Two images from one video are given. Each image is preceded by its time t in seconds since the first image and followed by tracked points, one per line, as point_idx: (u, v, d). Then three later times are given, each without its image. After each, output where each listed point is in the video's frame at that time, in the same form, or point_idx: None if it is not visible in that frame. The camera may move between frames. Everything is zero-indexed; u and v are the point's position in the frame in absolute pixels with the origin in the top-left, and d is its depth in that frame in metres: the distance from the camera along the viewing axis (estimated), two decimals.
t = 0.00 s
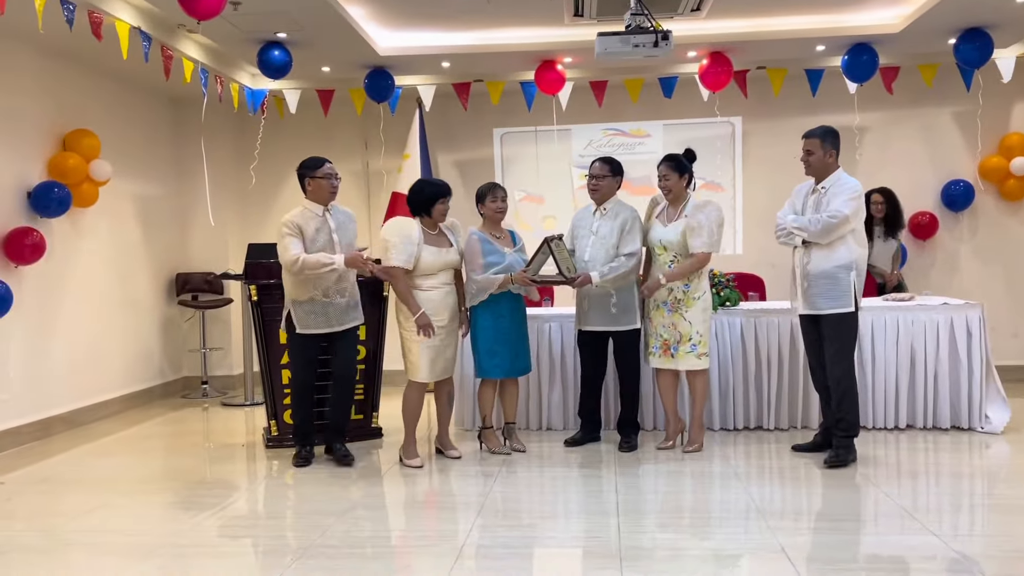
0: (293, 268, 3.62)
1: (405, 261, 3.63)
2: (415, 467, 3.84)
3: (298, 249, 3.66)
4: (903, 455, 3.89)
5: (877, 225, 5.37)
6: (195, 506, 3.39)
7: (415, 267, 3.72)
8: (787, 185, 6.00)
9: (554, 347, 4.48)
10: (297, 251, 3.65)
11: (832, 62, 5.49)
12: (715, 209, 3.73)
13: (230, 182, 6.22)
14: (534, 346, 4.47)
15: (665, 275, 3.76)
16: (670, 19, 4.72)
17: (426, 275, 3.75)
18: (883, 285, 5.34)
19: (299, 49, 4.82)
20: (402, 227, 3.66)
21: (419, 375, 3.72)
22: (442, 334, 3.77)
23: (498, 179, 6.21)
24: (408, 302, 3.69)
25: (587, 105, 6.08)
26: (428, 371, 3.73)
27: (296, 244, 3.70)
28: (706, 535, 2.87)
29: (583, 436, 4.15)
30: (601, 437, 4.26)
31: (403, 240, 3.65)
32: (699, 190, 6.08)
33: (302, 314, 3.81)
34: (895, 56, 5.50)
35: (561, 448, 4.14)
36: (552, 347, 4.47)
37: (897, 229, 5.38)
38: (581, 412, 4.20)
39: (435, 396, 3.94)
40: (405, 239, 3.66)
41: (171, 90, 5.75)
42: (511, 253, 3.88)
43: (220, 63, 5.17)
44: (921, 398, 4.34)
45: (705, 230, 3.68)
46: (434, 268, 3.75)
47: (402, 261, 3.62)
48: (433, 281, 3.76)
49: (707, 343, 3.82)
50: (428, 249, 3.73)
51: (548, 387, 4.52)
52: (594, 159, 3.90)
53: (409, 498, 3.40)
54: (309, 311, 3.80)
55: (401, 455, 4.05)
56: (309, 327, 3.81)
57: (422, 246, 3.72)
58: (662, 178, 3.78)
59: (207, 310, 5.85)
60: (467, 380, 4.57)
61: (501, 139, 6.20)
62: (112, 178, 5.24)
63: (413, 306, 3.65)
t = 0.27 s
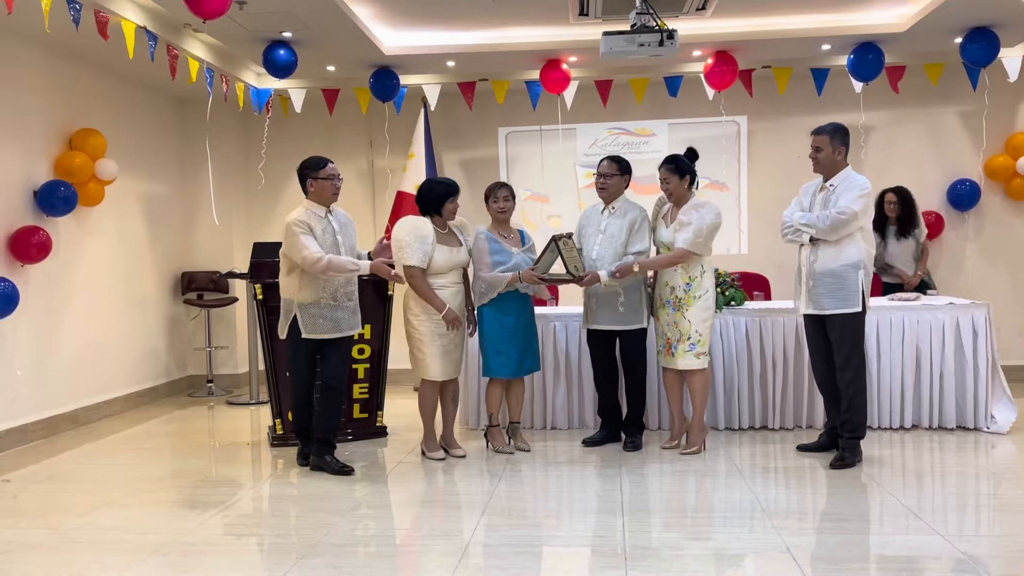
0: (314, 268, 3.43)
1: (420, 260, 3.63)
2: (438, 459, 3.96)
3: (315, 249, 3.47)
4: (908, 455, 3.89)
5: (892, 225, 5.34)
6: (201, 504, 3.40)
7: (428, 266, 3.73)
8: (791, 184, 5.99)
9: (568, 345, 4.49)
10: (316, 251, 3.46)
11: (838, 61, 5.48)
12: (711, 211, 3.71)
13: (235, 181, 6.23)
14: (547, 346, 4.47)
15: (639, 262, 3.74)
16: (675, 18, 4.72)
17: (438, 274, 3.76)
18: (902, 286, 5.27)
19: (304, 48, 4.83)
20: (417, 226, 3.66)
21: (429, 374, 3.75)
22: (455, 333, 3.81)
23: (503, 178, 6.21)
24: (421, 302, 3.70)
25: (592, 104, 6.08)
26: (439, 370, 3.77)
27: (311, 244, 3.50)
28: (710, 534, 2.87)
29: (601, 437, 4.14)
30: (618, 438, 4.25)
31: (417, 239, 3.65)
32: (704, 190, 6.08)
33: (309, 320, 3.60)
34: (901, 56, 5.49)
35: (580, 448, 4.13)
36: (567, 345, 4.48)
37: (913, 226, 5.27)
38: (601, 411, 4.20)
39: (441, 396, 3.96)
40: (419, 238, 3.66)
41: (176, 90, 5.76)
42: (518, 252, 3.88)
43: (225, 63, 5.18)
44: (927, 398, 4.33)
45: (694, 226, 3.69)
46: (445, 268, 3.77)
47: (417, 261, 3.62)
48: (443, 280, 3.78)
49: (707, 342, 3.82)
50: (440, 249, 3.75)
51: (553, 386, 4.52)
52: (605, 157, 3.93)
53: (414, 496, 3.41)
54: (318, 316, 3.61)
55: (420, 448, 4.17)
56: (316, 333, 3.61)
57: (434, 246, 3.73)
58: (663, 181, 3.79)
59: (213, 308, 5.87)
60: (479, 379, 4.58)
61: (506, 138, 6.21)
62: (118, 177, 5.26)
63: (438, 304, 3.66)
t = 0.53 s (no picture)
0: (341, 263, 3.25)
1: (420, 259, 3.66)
2: (441, 459, 3.97)
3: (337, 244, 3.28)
4: (911, 456, 3.89)
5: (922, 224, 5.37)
6: (204, 503, 3.40)
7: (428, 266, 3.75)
8: (794, 185, 5.99)
9: (570, 346, 4.49)
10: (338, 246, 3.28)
11: (841, 62, 5.47)
12: (705, 212, 3.73)
13: (238, 181, 6.24)
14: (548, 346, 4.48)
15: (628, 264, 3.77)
16: (678, 19, 4.72)
17: (438, 274, 3.78)
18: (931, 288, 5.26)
19: (307, 48, 4.83)
20: (418, 226, 3.69)
21: (426, 373, 3.77)
22: (454, 334, 3.82)
23: (506, 179, 6.21)
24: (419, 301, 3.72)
25: (595, 105, 6.08)
26: (436, 369, 3.78)
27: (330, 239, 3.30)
28: (713, 535, 2.87)
29: (603, 438, 4.14)
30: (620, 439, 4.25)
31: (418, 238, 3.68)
32: (707, 190, 6.07)
33: (327, 317, 3.39)
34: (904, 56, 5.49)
35: (582, 448, 4.13)
36: (570, 346, 4.47)
37: (944, 224, 5.29)
38: (602, 412, 4.20)
39: (442, 396, 3.96)
40: (420, 238, 3.69)
41: (179, 90, 5.77)
42: (524, 254, 3.90)
43: (229, 63, 5.19)
44: (929, 399, 4.32)
45: (686, 225, 3.71)
46: (445, 268, 3.78)
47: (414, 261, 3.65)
48: (444, 280, 3.80)
49: (708, 344, 3.79)
50: (441, 248, 3.77)
51: (556, 387, 4.52)
52: (599, 160, 3.91)
53: (417, 496, 3.41)
54: (332, 314, 3.41)
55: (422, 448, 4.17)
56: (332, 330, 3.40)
57: (434, 245, 3.75)
58: (666, 178, 3.80)
59: (215, 308, 5.88)
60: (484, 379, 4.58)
61: (509, 139, 6.21)
62: (122, 177, 5.27)
63: (426, 308, 3.70)
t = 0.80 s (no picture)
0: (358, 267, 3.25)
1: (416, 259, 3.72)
2: (441, 460, 3.97)
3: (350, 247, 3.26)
4: (911, 458, 3.89)
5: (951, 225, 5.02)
6: (204, 504, 3.40)
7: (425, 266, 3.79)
8: (794, 186, 5.99)
9: (570, 347, 4.49)
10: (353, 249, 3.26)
11: (842, 63, 5.48)
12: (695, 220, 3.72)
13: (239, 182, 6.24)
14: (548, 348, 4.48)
15: (613, 269, 3.76)
16: (678, 21, 4.72)
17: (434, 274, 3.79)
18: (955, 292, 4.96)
19: (307, 49, 4.84)
20: (414, 227, 3.76)
21: (420, 373, 3.78)
22: (448, 334, 3.81)
23: (506, 180, 6.22)
24: (415, 302, 3.76)
25: (595, 106, 6.09)
26: (433, 370, 3.78)
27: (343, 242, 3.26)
28: (714, 536, 2.87)
29: (603, 439, 4.14)
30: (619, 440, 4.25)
31: (414, 238, 3.74)
32: (707, 192, 6.08)
33: (332, 322, 3.37)
34: (905, 58, 5.49)
35: (582, 449, 4.14)
36: (570, 347, 4.48)
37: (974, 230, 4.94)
38: (602, 414, 4.20)
39: (442, 397, 3.96)
40: (416, 238, 3.75)
41: (180, 90, 5.77)
42: (528, 255, 3.90)
43: (229, 63, 5.19)
44: (930, 401, 4.32)
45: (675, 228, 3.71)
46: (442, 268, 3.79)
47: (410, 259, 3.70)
48: (441, 280, 3.81)
49: (708, 346, 3.78)
50: (438, 248, 3.80)
51: (556, 388, 4.53)
52: (602, 161, 3.92)
53: (417, 498, 3.41)
54: (336, 318, 3.39)
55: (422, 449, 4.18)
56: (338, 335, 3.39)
57: (431, 245, 3.78)
58: (664, 179, 3.81)
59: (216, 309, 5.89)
60: (485, 381, 4.58)
61: (510, 140, 6.21)
62: (123, 178, 5.27)
63: (411, 308, 3.73)
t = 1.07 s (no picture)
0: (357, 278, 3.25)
1: (413, 260, 3.72)
2: (440, 462, 3.97)
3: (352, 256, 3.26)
4: (910, 460, 3.89)
5: (970, 231, 4.91)
6: (203, 506, 3.40)
7: (422, 267, 3.79)
8: (794, 189, 5.99)
9: (570, 349, 4.50)
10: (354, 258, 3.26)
11: (841, 66, 5.48)
12: (689, 224, 3.71)
13: (238, 184, 6.24)
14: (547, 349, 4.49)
15: (607, 270, 3.76)
16: (678, 23, 4.73)
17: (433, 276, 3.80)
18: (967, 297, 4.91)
19: (307, 51, 4.84)
20: (412, 228, 3.76)
21: (420, 375, 3.79)
22: (447, 336, 3.82)
23: (506, 182, 6.22)
24: (413, 304, 3.76)
25: (595, 108, 6.09)
26: (432, 372, 3.79)
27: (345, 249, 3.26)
28: (714, 539, 2.87)
29: (602, 441, 4.13)
30: (619, 442, 4.25)
31: (412, 240, 3.74)
32: (707, 194, 6.08)
33: (332, 327, 3.37)
34: (904, 61, 5.49)
35: (581, 452, 4.13)
36: (570, 348, 4.48)
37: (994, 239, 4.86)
38: (602, 416, 4.20)
39: (442, 398, 3.97)
40: (413, 239, 3.75)
41: (179, 92, 5.77)
42: (532, 257, 3.91)
43: (229, 65, 5.20)
44: (929, 403, 4.32)
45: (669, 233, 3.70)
46: (441, 269, 3.80)
47: (408, 261, 3.71)
48: (440, 282, 3.82)
49: (707, 348, 3.78)
50: (435, 250, 3.81)
51: (556, 390, 4.53)
52: (602, 163, 3.92)
53: (417, 499, 3.41)
54: (335, 323, 3.39)
55: (421, 451, 4.18)
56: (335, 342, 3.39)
57: (430, 246, 3.80)
58: (662, 184, 3.82)
59: (215, 310, 5.89)
60: (485, 382, 4.58)
61: (509, 142, 6.22)
62: (123, 179, 5.28)
63: (410, 310, 3.72)
